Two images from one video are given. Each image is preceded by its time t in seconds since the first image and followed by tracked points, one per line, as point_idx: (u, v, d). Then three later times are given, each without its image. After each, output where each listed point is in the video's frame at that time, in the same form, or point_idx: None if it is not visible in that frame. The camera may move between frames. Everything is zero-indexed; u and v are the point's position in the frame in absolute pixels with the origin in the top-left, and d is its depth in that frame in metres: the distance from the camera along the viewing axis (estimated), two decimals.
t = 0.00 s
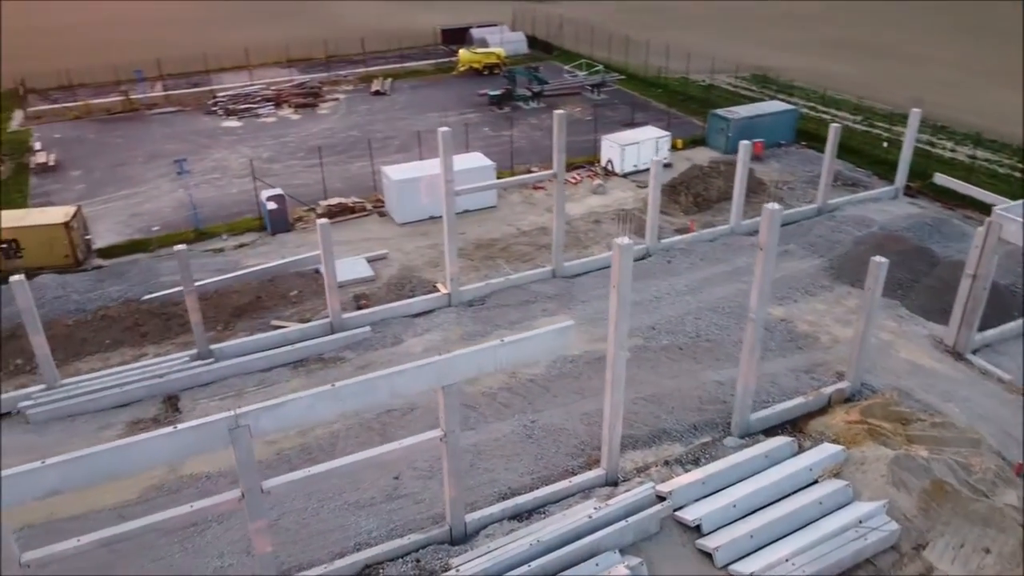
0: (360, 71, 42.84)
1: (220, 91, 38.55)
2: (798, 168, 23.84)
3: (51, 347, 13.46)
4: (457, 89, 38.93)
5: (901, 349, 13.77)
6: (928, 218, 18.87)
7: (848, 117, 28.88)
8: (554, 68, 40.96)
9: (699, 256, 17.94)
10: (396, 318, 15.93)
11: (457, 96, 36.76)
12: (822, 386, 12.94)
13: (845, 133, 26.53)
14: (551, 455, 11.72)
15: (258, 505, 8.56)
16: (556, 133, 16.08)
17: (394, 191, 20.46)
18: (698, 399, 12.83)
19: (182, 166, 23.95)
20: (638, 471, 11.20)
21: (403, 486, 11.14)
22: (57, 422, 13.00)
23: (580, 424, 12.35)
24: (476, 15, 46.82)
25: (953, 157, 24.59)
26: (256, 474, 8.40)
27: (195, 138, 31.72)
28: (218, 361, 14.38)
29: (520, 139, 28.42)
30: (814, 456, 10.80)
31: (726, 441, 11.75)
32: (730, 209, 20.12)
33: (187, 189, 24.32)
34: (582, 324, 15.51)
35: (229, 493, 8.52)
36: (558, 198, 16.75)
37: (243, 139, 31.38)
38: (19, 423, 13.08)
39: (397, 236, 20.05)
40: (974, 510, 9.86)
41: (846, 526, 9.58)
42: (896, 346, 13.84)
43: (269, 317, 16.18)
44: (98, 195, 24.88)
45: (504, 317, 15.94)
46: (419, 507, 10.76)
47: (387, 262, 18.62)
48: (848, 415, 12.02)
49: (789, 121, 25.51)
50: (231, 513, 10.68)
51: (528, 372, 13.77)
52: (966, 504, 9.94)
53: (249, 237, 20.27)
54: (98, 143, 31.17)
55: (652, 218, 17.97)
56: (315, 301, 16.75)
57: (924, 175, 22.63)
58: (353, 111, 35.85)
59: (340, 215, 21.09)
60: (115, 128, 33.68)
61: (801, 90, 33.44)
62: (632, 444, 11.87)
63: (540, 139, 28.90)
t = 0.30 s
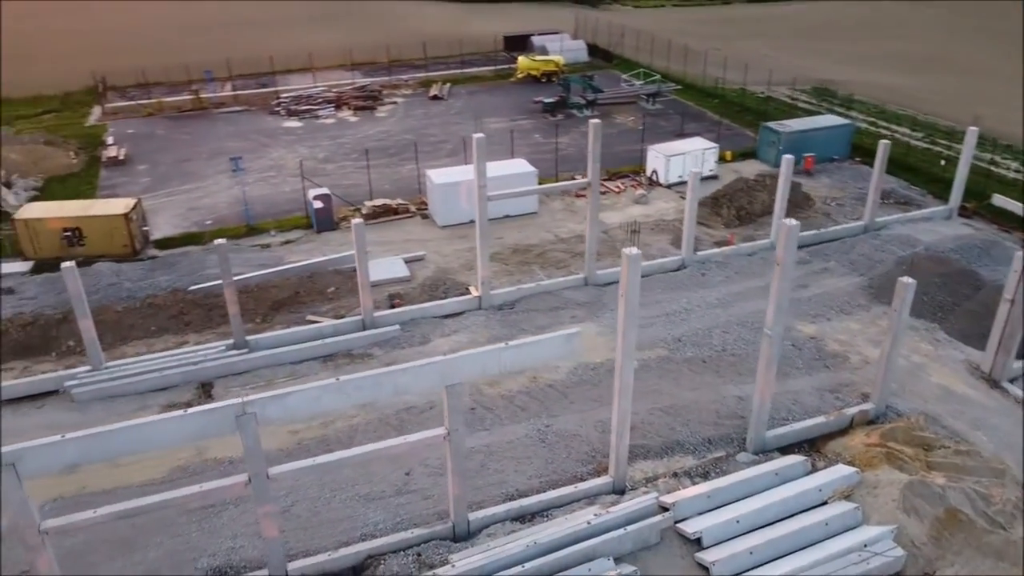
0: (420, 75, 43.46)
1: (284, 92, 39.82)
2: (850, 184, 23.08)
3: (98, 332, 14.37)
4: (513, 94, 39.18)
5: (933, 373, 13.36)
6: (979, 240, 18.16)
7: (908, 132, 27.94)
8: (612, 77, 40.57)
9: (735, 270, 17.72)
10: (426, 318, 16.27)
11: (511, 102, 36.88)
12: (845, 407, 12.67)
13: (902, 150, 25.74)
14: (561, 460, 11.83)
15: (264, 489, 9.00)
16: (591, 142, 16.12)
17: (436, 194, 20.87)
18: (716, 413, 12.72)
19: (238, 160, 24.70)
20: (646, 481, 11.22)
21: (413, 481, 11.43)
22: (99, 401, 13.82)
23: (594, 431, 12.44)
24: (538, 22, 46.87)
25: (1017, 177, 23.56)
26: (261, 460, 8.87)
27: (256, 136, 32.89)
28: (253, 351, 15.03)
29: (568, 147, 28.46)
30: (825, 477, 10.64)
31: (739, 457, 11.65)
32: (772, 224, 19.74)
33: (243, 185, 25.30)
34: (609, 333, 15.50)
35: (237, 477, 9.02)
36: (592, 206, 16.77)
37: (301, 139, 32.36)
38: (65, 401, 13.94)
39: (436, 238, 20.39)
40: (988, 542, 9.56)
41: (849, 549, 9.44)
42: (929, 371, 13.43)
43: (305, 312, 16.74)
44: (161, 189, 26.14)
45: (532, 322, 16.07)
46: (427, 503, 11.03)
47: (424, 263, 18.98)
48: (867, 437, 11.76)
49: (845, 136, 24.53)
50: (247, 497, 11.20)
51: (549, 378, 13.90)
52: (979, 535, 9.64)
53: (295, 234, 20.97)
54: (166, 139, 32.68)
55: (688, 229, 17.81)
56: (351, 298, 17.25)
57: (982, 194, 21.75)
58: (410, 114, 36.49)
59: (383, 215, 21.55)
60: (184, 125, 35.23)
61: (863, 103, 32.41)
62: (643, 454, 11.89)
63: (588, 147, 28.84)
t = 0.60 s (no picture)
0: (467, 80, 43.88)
1: (334, 95, 40.73)
2: (889, 200, 22.23)
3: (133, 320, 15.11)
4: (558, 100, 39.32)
5: (955, 395, 13.02)
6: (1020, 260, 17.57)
7: (957, 146, 27.11)
8: (657, 85, 40.21)
9: (761, 283, 17.51)
10: (448, 320, 16.53)
11: (554, 105, 36.76)
12: (859, 424, 12.47)
13: (948, 165, 25.00)
14: (565, 464, 11.94)
15: (265, 477, 9.39)
16: (617, 149, 16.23)
17: (468, 198, 21.18)
18: (725, 425, 12.66)
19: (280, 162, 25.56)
20: (648, 489, 11.26)
21: (418, 478, 11.69)
22: (129, 387, 14.56)
23: (601, 437, 12.51)
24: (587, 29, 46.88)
25: None
26: (265, 449, 9.23)
27: (304, 137, 33.75)
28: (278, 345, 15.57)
29: (606, 153, 28.39)
30: (828, 494, 10.53)
31: (744, 469, 11.58)
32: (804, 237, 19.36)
33: (286, 184, 26.05)
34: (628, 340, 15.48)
35: (240, 464, 9.41)
36: (616, 214, 16.83)
37: (346, 140, 33.07)
38: (98, 385, 14.75)
39: (466, 241, 20.66)
40: (990, 569, 9.35)
41: (845, 567, 9.34)
42: (951, 392, 13.09)
43: (332, 309, 17.20)
44: (209, 186, 27.14)
45: (552, 327, 16.18)
46: (430, 499, 11.27)
47: (452, 265, 19.27)
48: (878, 456, 11.56)
49: (889, 150, 23.83)
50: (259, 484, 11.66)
51: (562, 383, 14.01)
52: (983, 561, 9.43)
53: (330, 233, 21.49)
54: (218, 138, 33.88)
55: (715, 240, 17.71)
56: (377, 297, 17.64)
57: None
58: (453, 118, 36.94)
59: (416, 218, 21.93)
60: (236, 125, 36.39)
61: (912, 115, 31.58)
62: (648, 463, 11.92)
63: (626, 152, 28.68)
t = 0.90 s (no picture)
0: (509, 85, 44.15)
1: (377, 98, 41.29)
2: (925, 214, 21.70)
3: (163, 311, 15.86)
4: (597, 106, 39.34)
5: (970, 415, 12.76)
6: None
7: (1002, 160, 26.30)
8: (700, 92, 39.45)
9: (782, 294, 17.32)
10: (466, 321, 16.79)
11: (592, 111, 36.71)
12: (867, 440, 12.31)
13: (991, 180, 24.29)
14: (566, 466, 12.08)
15: (266, 465, 9.77)
16: (637, 157, 16.28)
17: (495, 202, 21.43)
18: (730, 435, 12.63)
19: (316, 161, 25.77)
20: (646, 495, 11.33)
21: (421, 473, 11.97)
22: (156, 374, 15.30)
23: (604, 441, 12.61)
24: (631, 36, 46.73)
25: None
26: (265, 438, 9.61)
27: (345, 138, 34.44)
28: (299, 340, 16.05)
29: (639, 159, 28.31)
30: (825, 508, 10.46)
31: (745, 480, 11.55)
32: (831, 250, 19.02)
33: (323, 184, 26.70)
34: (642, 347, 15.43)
35: (243, 451, 9.82)
36: (636, 222, 16.87)
37: (385, 142, 33.64)
38: (128, 370, 15.58)
39: (491, 244, 20.89)
40: None
41: None
42: (966, 412, 12.82)
43: (354, 306, 17.63)
44: (250, 184, 27.99)
45: (566, 332, 16.28)
46: (430, 494, 11.52)
47: (475, 267, 19.52)
48: (882, 473, 11.41)
49: (928, 164, 23.24)
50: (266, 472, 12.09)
51: (571, 387, 14.20)
52: None
53: (359, 232, 21.94)
54: (263, 137, 34.89)
55: (737, 249, 17.61)
56: (398, 296, 17.99)
57: None
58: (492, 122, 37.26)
59: (445, 220, 22.23)
60: (281, 125, 37.34)
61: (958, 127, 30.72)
62: (648, 469, 11.98)
63: (660, 159, 28.59)
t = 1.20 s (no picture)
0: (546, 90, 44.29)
1: (414, 102, 41.66)
2: (956, 229, 21.16)
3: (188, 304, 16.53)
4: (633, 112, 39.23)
5: (979, 433, 12.51)
6: None
7: None
8: (737, 99, 39.03)
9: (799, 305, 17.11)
10: (480, 322, 17.03)
11: (627, 117, 36.62)
12: (869, 455, 12.17)
13: None
14: (564, 468, 12.23)
15: (265, 455, 10.15)
16: (653, 164, 16.33)
17: (518, 207, 21.62)
18: (731, 445, 12.62)
19: (347, 164, 26.17)
20: (639, 500, 11.40)
21: (422, 469, 12.24)
22: (178, 365, 15.95)
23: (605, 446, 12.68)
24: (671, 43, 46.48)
25: None
26: (265, 428, 9.99)
27: (380, 141, 35.03)
28: (315, 335, 16.48)
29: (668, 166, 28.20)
30: (816, 521, 10.42)
31: (740, 489, 11.54)
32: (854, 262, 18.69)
33: (355, 185, 27.25)
34: (653, 354, 15.46)
35: (243, 440, 10.22)
36: (652, 229, 16.91)
37: (420, 145, 34.06)
38: (153, 360, 16.28)
39: (512, 248, 21.07)
40: None
41: None
42: (975, 431, 12.57)
43: (373, 305, 18.01)
44: (285, 183, 28.74)
45: (578, 336, 16.37)
46: (428, 490, 11.79)
47: (494, 270, 19.73)
48: (880, 488, 11.29)
49: (963, 178, 22.69)
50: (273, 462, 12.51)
51: (578, 391, 14.34)
52: None
53: (384, 233, 22.33)
54: (302, 138, 35.76)
55: (754, 259, 17.48)
56: (416, 296, 18.30)
57: None
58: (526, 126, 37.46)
59: (469, 223, 22.49)
60: (319, 127, 38.13)
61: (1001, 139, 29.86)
62: (644, 475, 12.04)
63: (690, 166, 28.45)
